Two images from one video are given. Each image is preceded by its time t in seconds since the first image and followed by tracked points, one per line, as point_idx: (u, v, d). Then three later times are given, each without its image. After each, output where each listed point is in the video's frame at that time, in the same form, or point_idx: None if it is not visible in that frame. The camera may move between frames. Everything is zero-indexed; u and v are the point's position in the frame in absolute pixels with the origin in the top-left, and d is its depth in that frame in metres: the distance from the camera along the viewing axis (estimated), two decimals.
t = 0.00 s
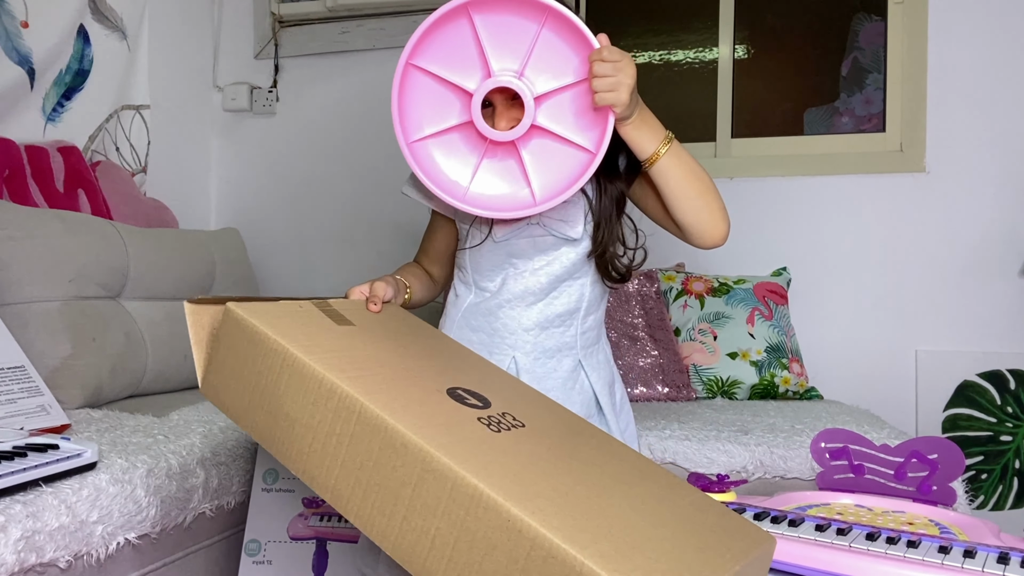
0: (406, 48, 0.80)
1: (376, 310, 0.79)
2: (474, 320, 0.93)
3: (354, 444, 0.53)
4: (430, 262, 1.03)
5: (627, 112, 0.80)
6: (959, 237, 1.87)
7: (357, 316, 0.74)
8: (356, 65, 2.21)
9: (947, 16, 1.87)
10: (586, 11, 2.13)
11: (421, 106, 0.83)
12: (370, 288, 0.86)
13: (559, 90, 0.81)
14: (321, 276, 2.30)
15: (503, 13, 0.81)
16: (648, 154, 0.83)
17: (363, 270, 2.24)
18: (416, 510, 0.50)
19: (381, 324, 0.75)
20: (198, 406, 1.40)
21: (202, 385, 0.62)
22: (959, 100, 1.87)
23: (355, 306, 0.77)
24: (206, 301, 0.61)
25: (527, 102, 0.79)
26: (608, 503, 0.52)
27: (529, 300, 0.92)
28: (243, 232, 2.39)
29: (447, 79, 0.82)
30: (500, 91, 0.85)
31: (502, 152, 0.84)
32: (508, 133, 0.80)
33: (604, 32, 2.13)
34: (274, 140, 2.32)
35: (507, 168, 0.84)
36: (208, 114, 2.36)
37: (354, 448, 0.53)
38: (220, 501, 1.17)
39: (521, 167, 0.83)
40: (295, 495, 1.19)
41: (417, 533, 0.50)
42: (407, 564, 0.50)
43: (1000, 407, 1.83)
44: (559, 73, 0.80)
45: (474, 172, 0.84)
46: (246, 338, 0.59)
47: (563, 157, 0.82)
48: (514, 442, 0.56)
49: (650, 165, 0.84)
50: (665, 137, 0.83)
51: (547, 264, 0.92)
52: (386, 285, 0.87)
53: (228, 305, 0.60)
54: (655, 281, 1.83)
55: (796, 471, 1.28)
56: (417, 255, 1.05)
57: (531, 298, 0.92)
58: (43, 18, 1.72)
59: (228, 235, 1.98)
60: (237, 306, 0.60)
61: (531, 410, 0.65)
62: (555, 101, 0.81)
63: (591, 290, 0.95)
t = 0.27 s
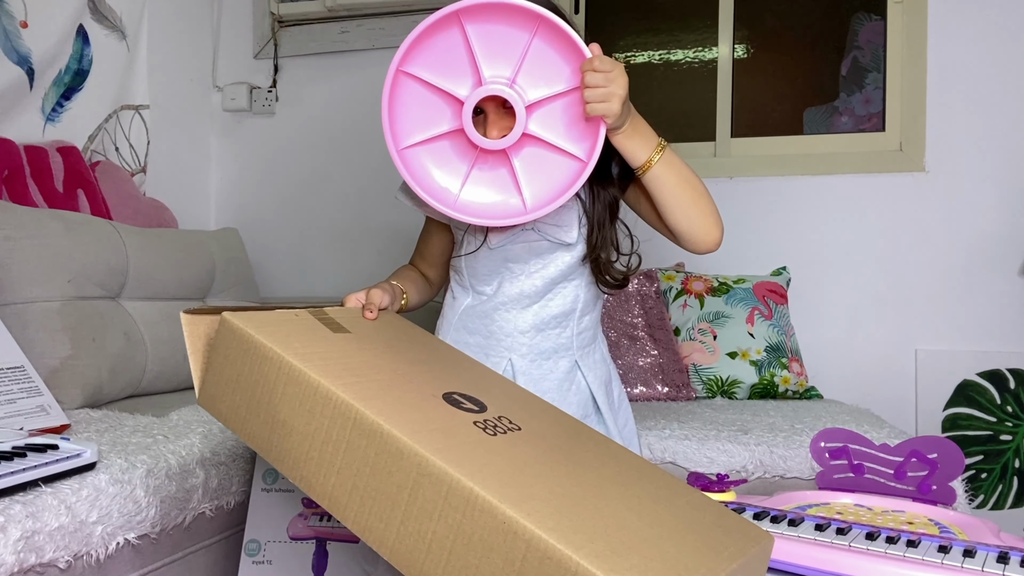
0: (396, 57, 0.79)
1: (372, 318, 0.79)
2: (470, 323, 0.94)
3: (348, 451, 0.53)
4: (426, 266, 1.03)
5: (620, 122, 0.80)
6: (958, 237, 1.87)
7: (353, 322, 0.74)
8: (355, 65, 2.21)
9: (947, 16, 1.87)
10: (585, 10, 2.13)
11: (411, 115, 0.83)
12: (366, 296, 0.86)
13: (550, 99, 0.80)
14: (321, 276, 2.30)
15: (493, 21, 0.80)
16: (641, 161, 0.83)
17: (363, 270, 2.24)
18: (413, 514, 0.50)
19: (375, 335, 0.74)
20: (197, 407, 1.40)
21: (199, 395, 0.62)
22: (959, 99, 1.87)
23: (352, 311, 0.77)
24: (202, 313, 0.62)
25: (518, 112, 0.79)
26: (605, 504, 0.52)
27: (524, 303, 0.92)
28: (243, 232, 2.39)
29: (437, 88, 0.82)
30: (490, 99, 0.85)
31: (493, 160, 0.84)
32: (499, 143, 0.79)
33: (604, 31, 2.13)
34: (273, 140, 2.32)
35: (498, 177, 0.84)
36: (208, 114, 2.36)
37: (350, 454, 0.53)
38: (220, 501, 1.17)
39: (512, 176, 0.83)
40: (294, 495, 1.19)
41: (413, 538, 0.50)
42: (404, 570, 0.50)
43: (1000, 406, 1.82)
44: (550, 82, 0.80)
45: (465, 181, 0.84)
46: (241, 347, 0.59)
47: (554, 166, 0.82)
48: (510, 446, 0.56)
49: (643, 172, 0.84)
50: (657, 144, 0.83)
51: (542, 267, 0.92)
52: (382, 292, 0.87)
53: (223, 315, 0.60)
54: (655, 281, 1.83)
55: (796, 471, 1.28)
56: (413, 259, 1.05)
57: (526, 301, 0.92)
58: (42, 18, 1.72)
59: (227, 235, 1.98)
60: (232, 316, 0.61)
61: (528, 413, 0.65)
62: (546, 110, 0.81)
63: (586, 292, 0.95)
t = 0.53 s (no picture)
0: (393, 65, 0.79)
1: (367, 322, 0.79)
2: (469, 323, 0.94)
3: (346, 454, 0.53)
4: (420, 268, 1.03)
5: (616, 125, 0.81)
6: (958, 236, 1.87)
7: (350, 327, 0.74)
8: (354, 65, 2.21)
9: (946, 15, 1.87)
10: (585, 10, 2.13)
11: (408, 121, 0.82)
12: (361, 301, 0.86)
13: (547, 103, 0.81)
14: (321, 276, 2.30)
15: (488, 28, 0.80)
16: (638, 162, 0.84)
17: (363, 270, 2.24)
18: (409, 517, 0.50)
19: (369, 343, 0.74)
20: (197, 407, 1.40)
21: (195, 402, 0.63)
22: (958, 99, 1.87)
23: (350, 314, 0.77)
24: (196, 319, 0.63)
25: (515, 117, 0.79)
26: (602, 505, 0.52)
27: (523, 302, 0.92)
28: (243, 232, 2.39)
29: (434, 95, 0.82)
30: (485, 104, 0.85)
31: (490, 166, 0.83)
32: (497, 148, 0.79)
33: (604, 31, 2.13)
34: (273, 140, 2.32)
35: (496, 183, 0.83)
36: (208, 114, 2.36)
37: (346, 457, 0.53)
38: (219, 501, 1.17)
39: (510, 180, 0.83)
40: (293, 495, 1.19)
41: (411, 541, 0.50)
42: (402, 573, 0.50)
43: (1000, 406, 1.81)
44: (546, 87, 0.80)
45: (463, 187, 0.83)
46: (238, 355, 0.59)
47: (551, 170, 0.82)
48: (507, 448, 0.56)
49: (638, 173, 0.85)
50: (652, 146, 0.84)
51: (541, 266, 0.92)
52: (377, 297, 0.87)
53: (218, 322, 0.60)
54: (654, 280, 1.83)
55: (796, 470, 1.28)
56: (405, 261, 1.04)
57: (525, 300, 0.92)
58: (42, 18, 1.72)
59: (227, 236, 1.98)
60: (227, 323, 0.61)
61: (525, 416, 0.65)
62: (543, 114, 0.81)
63: (582, 290, 0.95)
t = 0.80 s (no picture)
0: (408, 51, 0.79)
1: (372, 326, 0.79)
2: (473, 321, 0.93)
3: (353, 457, 0.53)
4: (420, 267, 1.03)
5: (619, 124, 0.81)
6: (958, 236, 1.87)
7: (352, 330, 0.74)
8: (354, 65, 2.21)
9: (947, 15, 1.87)
10: (584, 10, 2.13)
11: (418, 109, 0.82)
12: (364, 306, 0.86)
13: (557, 98, 0.81)
14: (320, 275, 2.30)
15: (503, 20, 0.80)
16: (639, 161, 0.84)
17: (363, 270, 2.24)
18: (418, 522, 0.50)
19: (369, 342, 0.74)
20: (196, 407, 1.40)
21: (198, 407, 0.62)
22: (958, 99, 1.87)
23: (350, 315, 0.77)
24: (199, 324, 0.63)
25: (525, 110, 0.79)
26: (606, 507, 0.52)
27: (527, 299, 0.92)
28: (242, 232, 2.39)
29: (445, 84, 0.82)
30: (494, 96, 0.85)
31: (496, 157, 0.84)
32: (505, 140, 0.80)
33: (604, 31, 2.13)
34: (273, 140, 2.32)
35: (501, 175, 0.84)
36: (207, 114, 2.35)
37: (352, 462, 0.53)
38: (219, 501, 1.17)
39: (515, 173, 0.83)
40: (293, 495, 1.19)
41: (419, 546, 0.50)
42: None
43: (1000, 406, 1.82)
44: (557, 82, 0.81)
45: (468, 178, 0.84)
46: (242, 358, 0.59)
47: (556, 165, 0.83)
48: (513, 452, 0.56)
49: (639, 174, 0.85)
50: (654, 146, 0.84)
51: (545, 262, 0.92)
52: (380, 301, 0.87)
53: (222, 327, 0.60)
54: (654, 280, 1.82)
55: (796, 470, 1.28)
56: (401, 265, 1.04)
57: (529, 297, 0.92)
58: (41, 18, 1.72)
59: (227, 235, 1.98)
60: (230, 326, 0.61)
61: (528, 418, 0.65)
62: (551, 109, 0.82)
63: (582, 286, 0.96)
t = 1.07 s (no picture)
0: (417, 46, 0.79)
1: (376, 326, 0.79)
2: (475, 319, 0.93)
3: (357, 457, 0.53)
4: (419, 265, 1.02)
5: (620, 124, 0.81)
6: (958, 235, 1.87)
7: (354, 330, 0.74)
8: (354, 64, 2.21)
9: (947, 15, 1.87)
10: (584, 9, 2.13)
11: (424, 105, 0.82)
12: (368, 305, 0.86)
13: (561, 96, 0.81)
14: (320, 275, 2.30)
15: (510, 19, 0.81)
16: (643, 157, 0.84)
17: (363, 270, 2.24)
18: (423, 524, 0.50)
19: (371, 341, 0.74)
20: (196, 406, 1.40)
21: (202, 407, 0.62)
22: (959, 98, 1.87)
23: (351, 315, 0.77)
24: (203, 324, 0.63)
25: (530, 107, 0.79)
26: (609, 508, 0.52)
27: (528, 297, 0.92)
28: (242, 231, 2.39)
29: (451, 80, 0.82)
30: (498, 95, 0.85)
31: (500, 154, 0.84)
32: (510, 136, 0.80)
33: (604, 31, 2.13)
34: (273, 140, 2.32)
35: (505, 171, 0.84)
36: (207, 114, 2.35)
37: (356, 462, 0.53)
38: (219, 501, 1.17)
39: (518, 169, 0.83)
40: (293, 495, 1.19)
41: (423, 546, 0.50)
42: None
43: (1000, 405, 1.82)
44: (561, 81, 0.81)
45: (472, 174, 0.83)
46: (246, 359, 0.59)
47: (559, 163, 0.83)
48: (517, 452, 0.56)
49: (643, 170, 0.84)
50: (656, 143, 0.84)
51: (546, 261, 0.92)
52: (383, 300, 0.87)
53: (227, 326, 0.60)
54: (654, 280, 1.82)
55: (796, 470, 1.28)
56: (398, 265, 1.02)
57: (531, 296, 0.92)
58: (41, 17, 1.72)
59: (227, 235, 1.98)
60: (234, 325, 0.61)
61: (530, 418, 0.65)
62: (555, 107, 0.82)
63: (582, 285, 0.96)
